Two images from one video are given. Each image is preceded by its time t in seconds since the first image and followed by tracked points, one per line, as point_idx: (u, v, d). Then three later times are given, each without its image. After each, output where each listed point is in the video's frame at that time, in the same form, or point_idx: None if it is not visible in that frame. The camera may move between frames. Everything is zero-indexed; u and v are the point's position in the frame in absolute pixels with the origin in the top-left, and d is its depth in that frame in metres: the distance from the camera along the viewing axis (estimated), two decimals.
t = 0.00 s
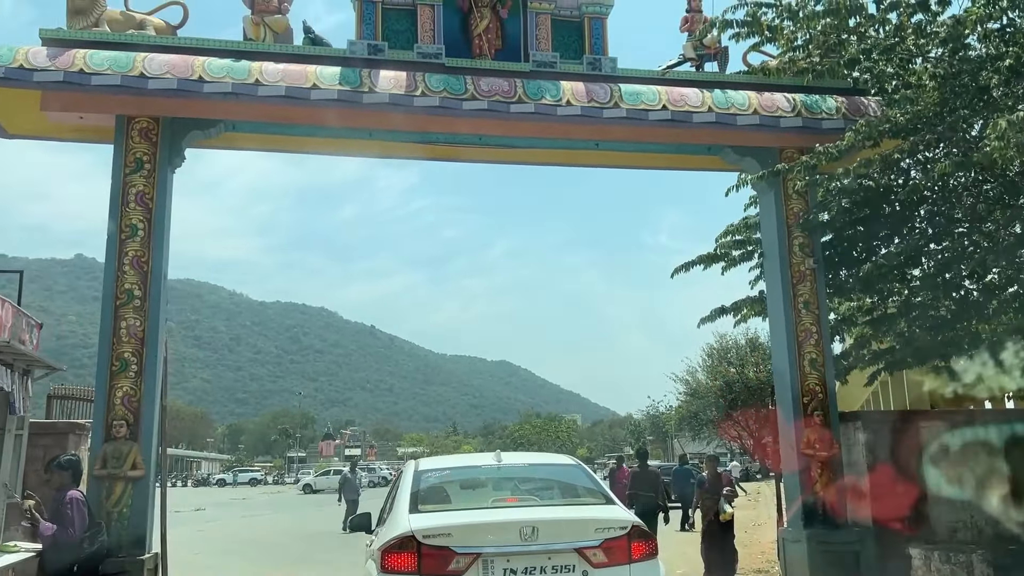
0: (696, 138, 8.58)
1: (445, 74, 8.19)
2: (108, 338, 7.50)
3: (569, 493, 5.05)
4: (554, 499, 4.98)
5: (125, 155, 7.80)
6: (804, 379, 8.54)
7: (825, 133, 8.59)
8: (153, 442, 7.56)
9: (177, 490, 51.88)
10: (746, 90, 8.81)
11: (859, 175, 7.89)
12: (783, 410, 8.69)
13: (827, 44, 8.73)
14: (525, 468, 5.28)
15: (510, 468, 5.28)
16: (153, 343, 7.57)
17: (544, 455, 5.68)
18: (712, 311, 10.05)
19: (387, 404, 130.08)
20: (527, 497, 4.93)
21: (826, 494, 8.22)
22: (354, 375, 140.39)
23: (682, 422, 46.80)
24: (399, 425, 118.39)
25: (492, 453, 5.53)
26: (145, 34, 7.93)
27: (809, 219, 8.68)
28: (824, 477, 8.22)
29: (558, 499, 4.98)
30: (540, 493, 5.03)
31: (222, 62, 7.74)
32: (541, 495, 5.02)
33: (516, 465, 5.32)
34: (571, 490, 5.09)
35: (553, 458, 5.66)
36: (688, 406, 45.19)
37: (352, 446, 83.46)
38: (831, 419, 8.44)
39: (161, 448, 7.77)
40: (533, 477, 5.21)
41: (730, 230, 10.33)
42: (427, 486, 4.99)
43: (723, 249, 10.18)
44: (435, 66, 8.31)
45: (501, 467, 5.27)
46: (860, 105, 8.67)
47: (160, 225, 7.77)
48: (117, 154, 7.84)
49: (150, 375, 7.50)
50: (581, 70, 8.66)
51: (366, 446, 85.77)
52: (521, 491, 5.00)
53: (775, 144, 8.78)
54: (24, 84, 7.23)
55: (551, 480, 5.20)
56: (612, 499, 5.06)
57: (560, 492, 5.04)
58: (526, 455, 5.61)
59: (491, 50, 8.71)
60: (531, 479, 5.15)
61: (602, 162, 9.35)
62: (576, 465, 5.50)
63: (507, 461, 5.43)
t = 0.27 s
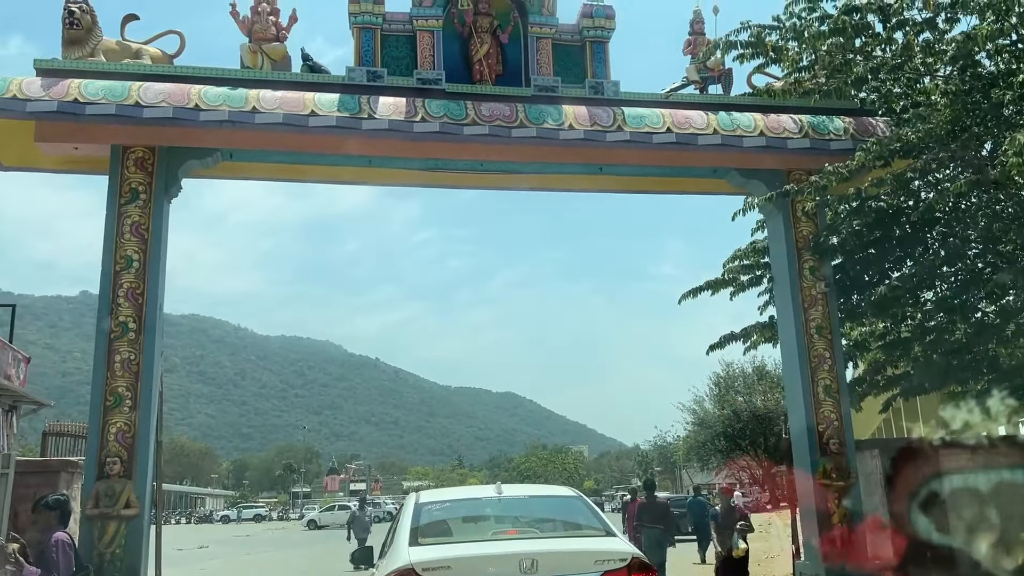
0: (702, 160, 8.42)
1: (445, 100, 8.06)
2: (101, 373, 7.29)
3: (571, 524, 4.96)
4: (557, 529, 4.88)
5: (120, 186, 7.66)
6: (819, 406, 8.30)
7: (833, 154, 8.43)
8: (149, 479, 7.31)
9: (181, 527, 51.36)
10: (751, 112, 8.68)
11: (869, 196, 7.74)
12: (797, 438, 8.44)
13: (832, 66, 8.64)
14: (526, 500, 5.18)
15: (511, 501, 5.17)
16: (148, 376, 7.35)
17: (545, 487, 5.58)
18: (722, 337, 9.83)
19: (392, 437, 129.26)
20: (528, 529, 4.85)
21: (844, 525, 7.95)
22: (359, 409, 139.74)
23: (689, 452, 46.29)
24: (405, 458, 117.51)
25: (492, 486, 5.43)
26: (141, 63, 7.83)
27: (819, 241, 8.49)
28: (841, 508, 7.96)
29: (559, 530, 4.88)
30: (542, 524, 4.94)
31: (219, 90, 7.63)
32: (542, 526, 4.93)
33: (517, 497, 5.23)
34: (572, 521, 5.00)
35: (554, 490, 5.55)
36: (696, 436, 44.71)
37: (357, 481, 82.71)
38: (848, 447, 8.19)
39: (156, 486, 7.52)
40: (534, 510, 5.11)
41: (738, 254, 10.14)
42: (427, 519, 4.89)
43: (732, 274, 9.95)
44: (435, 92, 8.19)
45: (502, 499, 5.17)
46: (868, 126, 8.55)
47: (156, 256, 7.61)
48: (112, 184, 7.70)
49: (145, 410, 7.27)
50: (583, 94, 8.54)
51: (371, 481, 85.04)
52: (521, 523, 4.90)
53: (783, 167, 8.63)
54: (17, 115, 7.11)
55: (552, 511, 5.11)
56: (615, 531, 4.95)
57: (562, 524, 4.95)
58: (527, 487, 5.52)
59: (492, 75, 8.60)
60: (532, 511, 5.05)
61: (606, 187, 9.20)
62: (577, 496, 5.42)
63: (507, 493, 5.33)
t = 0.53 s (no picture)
0: (711, 182, 8.25)
1: (448, 124, 7.93)
2: (96, 406, 7.07)
3: (576, 560, 4.83)
4: (562, 568, 4.74)
5: (117, 216, 7.51)
6: (836, 433, 8.02)
7: (846, 175, 8.23)
8: (144, 516, 7.06)
9: (185, 564, 50.81)
10: (760, 133, 8.52)
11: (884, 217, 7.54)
12: (815, 467, 8.15)
13: (842, 87, 8.73)
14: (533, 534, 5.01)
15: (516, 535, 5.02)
16: (144, 410, 7.14)
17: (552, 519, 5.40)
18: (734, 363, 9.58)
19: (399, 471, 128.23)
20: (533, 567, 4.70)
21: (867, 559, 7.62)
22: (365, 442, 138.91)
23: (700, 484, 45.64)
24: (412, 492, 116.48)
25: (494, 519, 5.27)
26: (139, 91, 7.72)
27: (833, 264, 8.28)
28: (863, 540, 7.64)
29: (563, 569, 4.74)
30: (546, 560, 4.80)
31: (218, 116, 7.51)
32: (546, 561, 4.79)
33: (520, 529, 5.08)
34: (579, 557, 4.87)
35: (560, 522, 5.38)
36: (706, 467, 44.11)
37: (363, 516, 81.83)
38: (867, 476, 7.90)
39: (152, 523, 7.26)
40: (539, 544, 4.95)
41: (749, 278, 9.93)
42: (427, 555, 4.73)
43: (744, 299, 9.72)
44: (438, 116, 8.06)
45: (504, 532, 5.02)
46: (880, 146, 8.34)
47: (154, 287, 7.43)
48: (109, 213, 7.55)
49: (141, 445, 7.04)
50: (588, 117, 8.39)
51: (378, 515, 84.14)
52: (527, 560, 4.75)
53: (794, 189, 8.45)
54: (12, 144, 6.99)
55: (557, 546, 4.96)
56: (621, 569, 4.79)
57: (567, 559, 4.82)
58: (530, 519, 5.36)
59: (496, 99, 8.48)
60: (536, 546, 4.88)
61: (612, 211, 9.03)
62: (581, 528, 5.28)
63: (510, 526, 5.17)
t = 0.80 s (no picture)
0: (723, 194, 8.02)
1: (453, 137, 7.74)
2: (91, 429, 6.85)
3: None
4: None
5: (115, 233, 7.33)
6: (858, 453, 7.72)
7: (864, 185, 7.98)
8: (140, 543, 6.80)
9: None
10: (774, 144, 8.30)
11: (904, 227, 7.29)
12: (836, 488, 7.83)
13: (858, 95, 8.49)
14: (539, 561, 4.85)
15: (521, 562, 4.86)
16: (141, 432, 6.90)
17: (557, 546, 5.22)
18: (749, 382, 9.31)
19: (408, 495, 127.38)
20: None
21: None
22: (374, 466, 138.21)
23: (713, 507, 45.01)
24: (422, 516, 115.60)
25: (500, 545, 5.10)
26: (138, 106, 7.57)
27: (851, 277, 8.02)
28: (889, 565, 7.31)
29: None
30: None
31: (217, 131, 7.34)
32: None
33: (527, 556, 4.91)
34: None
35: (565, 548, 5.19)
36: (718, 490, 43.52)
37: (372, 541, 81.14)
38: (892, 497, 7.58)
39: (147, 551, 6.99)
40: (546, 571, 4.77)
41: (763, 295, 9.67)
42: None
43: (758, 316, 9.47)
44: (442, 129, 7.87)
45: (510, 559, 4.85)
46: (898, 156, 8.10)
47: (151, 305, 7.23)
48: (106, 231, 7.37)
49: (137, 469, 6.80)
50: (596, 129, 8.19)
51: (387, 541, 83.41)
52: None
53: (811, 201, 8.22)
54: (6, 159, 6.83)
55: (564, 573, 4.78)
56: None
57: None
58: (537, 545, 5.18)
59: (502, 112, 8.30)
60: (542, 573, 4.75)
61: (622, 225, 8.81)
62: (589, 554, 5.10)
63: (516, 553, 4.99)
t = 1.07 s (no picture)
0: (740, 187, 7.74)
1: (461, 129, 7.50)
2: (87, 432, 6.63)
3: None
4: None
5: (113, 229, 7.12)
6: (884, 454, 7.40)
7: (887, 177, 7.71)
8: (138, 550, 6.56)
9: None
10: (793, 135, 8.03)
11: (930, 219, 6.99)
12: (860, 491, 7.51)
13: (880, 83, 8.18)
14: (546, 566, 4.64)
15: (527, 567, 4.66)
16: (138, 435, 6.67)
17: (564, 552, 4.99)
18: (768, 383, 9.01)
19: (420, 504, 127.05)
20: None
21: None
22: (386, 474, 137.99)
23: (727, 514, 44.52)
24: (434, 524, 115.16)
25: (506, 551, 4.88)
26: (136, 100, 7.37)
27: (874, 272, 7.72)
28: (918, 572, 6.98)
29: None
30: None
31: (217, 124, 7.13)
32: None
33: (536, 562, 4.69)
34: None
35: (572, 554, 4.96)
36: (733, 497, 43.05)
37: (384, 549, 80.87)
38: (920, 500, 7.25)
39: (146, 557, 6.75)
40: None
41: (781, 292, 9.33)
42: None
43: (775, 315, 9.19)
44: (450, 122, 7.64)
45: (517, 565, 4.64)
46: (922, 146, 7.83)
47: (150, 303, 7.01)
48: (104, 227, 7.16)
49: (134, 473, 6.56)
50: (608, 121, 7.93)
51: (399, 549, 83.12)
52: None
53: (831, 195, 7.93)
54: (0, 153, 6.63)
55: None
56: None
57: None
58: (545, 551, 4.96)
59: (511, 105, 8.06)
60: None
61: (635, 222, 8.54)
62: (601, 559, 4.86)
63: (523, 560, 4.77)
